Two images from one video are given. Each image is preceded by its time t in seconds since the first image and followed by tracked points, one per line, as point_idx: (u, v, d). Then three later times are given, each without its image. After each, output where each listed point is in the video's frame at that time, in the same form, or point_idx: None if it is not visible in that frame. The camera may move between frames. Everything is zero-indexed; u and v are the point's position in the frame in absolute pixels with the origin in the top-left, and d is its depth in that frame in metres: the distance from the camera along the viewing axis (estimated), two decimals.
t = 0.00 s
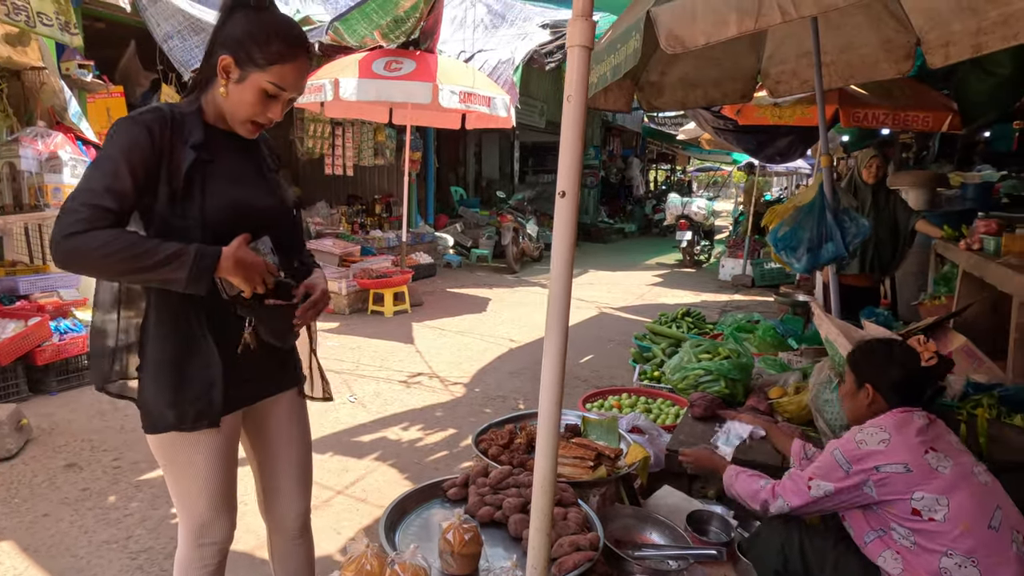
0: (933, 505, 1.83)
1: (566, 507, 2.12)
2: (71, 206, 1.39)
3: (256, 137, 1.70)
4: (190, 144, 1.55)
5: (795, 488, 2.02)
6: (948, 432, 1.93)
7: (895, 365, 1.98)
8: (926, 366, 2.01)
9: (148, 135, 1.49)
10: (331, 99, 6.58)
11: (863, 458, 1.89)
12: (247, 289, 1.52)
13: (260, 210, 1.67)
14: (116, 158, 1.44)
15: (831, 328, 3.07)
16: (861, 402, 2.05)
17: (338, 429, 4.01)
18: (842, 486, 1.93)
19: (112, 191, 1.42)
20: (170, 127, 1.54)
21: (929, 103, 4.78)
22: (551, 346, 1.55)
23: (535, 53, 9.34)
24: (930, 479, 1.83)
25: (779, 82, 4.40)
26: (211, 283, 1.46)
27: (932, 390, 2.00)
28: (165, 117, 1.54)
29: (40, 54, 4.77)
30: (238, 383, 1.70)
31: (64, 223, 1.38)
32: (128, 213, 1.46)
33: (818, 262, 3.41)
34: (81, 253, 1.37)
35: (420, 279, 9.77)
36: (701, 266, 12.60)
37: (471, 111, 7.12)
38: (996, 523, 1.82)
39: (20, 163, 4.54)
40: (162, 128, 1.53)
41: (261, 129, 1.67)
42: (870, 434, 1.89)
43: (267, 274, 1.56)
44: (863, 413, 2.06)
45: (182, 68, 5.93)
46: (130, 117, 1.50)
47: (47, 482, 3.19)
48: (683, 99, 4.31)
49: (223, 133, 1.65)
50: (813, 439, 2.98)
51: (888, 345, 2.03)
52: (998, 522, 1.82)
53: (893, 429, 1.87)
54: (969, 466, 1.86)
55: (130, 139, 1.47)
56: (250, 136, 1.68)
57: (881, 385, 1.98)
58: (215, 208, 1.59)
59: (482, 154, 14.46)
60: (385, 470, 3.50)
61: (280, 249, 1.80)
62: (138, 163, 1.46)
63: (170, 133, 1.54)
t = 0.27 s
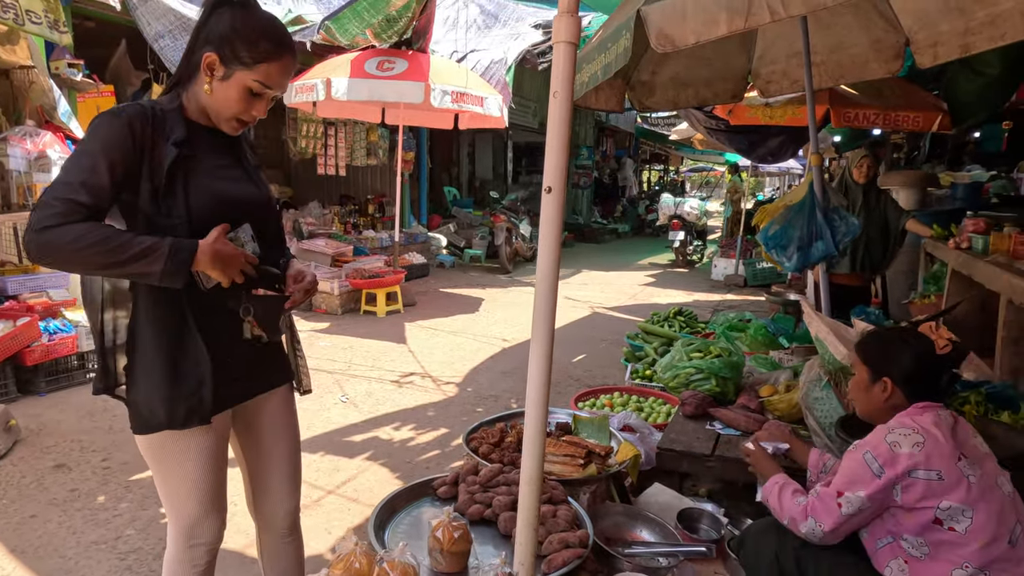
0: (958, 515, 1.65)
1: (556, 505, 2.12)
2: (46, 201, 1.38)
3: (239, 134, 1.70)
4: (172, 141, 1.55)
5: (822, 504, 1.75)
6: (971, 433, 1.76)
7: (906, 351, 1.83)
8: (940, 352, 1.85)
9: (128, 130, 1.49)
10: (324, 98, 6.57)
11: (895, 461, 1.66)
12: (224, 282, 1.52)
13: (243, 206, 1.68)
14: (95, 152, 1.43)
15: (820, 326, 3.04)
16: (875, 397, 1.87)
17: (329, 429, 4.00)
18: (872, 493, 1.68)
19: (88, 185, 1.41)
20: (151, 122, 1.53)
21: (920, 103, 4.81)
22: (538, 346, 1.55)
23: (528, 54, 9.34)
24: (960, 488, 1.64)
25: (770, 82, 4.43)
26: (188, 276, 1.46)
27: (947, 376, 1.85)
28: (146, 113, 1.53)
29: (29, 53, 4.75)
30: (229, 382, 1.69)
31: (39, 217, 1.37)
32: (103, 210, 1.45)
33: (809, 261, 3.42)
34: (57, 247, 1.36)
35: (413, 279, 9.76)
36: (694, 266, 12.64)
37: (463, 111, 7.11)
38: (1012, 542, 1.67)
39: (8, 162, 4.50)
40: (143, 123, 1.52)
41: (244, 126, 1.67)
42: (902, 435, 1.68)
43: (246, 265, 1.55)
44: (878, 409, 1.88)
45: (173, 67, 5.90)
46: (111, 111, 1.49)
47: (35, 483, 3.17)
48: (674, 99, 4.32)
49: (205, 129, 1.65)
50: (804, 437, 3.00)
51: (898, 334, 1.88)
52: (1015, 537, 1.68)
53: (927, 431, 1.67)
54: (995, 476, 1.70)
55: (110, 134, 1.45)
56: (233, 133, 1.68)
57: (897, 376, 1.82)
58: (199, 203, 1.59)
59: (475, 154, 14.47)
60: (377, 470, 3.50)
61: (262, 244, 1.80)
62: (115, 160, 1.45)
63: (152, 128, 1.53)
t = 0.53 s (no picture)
0: (965, 531, 1.64)
1: (548, 501, 2.12)
2: (26, 200, 1.38)
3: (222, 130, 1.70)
4: (152, 138, 1.54)
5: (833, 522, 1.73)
6: (987, 437, 1.70)
7: (913, 344, 1.78)
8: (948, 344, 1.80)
9: (107, 128, 1.48)
10: (318, 97, 6.56)
11: (906, 477, 1.62)
12: (210, 279, 1.52)
13: (227, 202, 1.67)
14: (74, 150, 1.42)
15: (813, 323, 3.00)
16: (888, 396, 1.82)
17: (323, 427, 3.99)
18: (881, 509, 1.65)
19: (67, 183, 1.41)
20: (130, 119, 1.53)
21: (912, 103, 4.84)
22: (528, 344, 1.55)
23: (523, 53, 9.34)
24: (971, 505, 1.62)
25: (762, 80, 4.47)
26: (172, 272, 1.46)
27: (960, 370, 1.80)
28: (125, 110, 1.53)
29: (21, 51, 4.73)
30: (217, 380, 1.68)
31: (19, 216, 1.37)
32: (83, 208, 1.45)
33: (801, 259, 3.43)
34: (38, 247, 1.36)
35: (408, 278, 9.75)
36: (689, 266, 12.67)
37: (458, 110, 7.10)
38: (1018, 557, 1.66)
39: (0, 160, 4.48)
40: (121, 120, 1.51)
41: (227, 122, 1.67)
42: (913, 448, 1.63)
43: (232, 262, 1.56)
44: (892, 409, 1.83)
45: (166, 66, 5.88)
46: (90, 109, 1.48)
47: (27, 483, 3.15)
48: (668, 97, 4.33)
49: (186, 126, 1.64)
50: (797, 434, 3.01)
51: (903, 327, 1.82)
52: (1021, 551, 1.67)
53: (939, 442, 1.62)
54: (1008, 491, 1.67)
55: (89, 132, 1.45)
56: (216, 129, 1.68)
57: (907, 375, 1.77)
58: (182, 200, 1.59)
59: (470, 154, 14.47)
60: (371, 468, 3.49)
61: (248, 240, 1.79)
62: (94, 157, 1.45)
63: (131, 126, 1.53)
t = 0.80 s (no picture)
0: (970, 542, 1.64)
1: (549, 499, 2.12)
2: (24, 199, 1.37)
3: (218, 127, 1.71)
4: (148, 136, 1.55)
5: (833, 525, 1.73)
6: (1003, 445, 1.70)
7: (918, 347, 1.77)
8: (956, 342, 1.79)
9: (104, 126, 1.48)
10: (319, 96, 6.57)
11: (911, 488, 1.62)
12: (211, 277, 1.53)
13: (225, 199, 1.67)
14: (71, 148, 1.42)
15: (814, 322, 2.94)
16: (897, 400, 1.82)
17: (324, 426, 3.99)
18: (884, 518, 1.65)
19: (66, 182, 1.41)
20: (127, 117, 1.53)
21: (915, 102, 4.81)
22: (528, 344, 1.55)
23: (524, 53, 9.35)
24: (976, 517, 1.62)
25: (764, 79, 4.44)
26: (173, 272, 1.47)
27: (972, 368, 1.78)
28: (122, 108, 1.53)
29: (23, 50, 4.74)
30: (216, 380, 1.68)
31: (16, 215, 1.36)
32: (82, 207, 1.44)
33: (803, 258, 3.43)
34: (36, 246, 1.35)
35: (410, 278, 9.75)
36: (690, 265, 12.67)
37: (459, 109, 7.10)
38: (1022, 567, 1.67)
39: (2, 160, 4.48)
40: (118, 118, 1.51)
41: (223, 118, 1.69)
42: (920, 459, 1.62)
43: (231, 261, 1.57)
44: (902, 412, 1.83)
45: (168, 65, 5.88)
46: (86, 107, 1.48)
47: (29, 481, 3.16)
48: (669, 97, 4.35)
49: (182, 124, 1.66)
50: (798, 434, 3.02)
51: (906, 328, 1.82)
52: None
53: (945, 453, 1.62)
54: (1015, 504, 1.67)
55: (86, 130, 1.45)
56: (212, 127, 1.70)
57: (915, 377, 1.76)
58: (180, 198, 1.59)
59: (472, 154, 14.47)
60: (372, 467, 3.50)
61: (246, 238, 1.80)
62: (90, 154, 1.45)
63: (128, 123, 1.53)
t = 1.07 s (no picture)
0: (989, 552, 1.63)
1: (560, 500, 2.12)
2: (44, 202, 1.38)
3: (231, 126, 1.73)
4: (164, 137, 1.56)
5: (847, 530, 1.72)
6: None
7: (933, 350, 1.74)
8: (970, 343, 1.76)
9: (120, 126, 1.50)
10: (332, 97, 6.60)
11: (929, 497, 1.61)
12: (228, 277, 1.55)
13: (241, 198, 1.69)
14: (89, 150, 1.43)
15: (827, 323, 2.92)
16: (912, 404, 1.80)
17: (336, 426, 4.01)
18: (901, 527, 1.64)
19: (85, 184, 1.42)
20: (143, 118, 1.55)
21: (931, 101, 4.75)
22: (539, 344, 1.55)
23: (536, 53, 9.34)
24: (995, 526, 1.61)
25: (778, 79, 4.42)
26: (192, 272, 1.48)
27: (987, 368, 1.74)
28: (138, 108, 1.54)
29: (41, 52, 4.81)
30: (231, 379, 1.69)
31: (37, 218, 1.38)
32: (101, 209, 1.46)
33: (816, 259, 3.40)
34: (58, 248, 1.37)
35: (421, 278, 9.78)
36: (702, 266, 12.61)
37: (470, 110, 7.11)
38: None
39: (20, 160, 4.54)
40: (134, 119, 1.53)
41: (236, 117, 1.70)
42: (939, 469, 1.60)
43: (249, 260, 1.59)
44: (918, 416, 1.81)
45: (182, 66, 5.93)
46: (102, 108, 1.50)
47: (45, 477, 3.19)
48: (681, 97, 4.34)
49: (197, 124, 1.67)
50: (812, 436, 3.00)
51: (919, 331, 1.80)
52: None
53: (964, 463, 1.60)
54: None
55: (104, 131, 1.46)
56: (225, 126, 1.71)
57: (928, 380, 1.74)
58: (197, 198, 1.60)
59: (483, 154, 14.49)
60: (383, 466, 3.51)
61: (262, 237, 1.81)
62: (109, 155, 1.46)
63: (144, 124, 1.55)
